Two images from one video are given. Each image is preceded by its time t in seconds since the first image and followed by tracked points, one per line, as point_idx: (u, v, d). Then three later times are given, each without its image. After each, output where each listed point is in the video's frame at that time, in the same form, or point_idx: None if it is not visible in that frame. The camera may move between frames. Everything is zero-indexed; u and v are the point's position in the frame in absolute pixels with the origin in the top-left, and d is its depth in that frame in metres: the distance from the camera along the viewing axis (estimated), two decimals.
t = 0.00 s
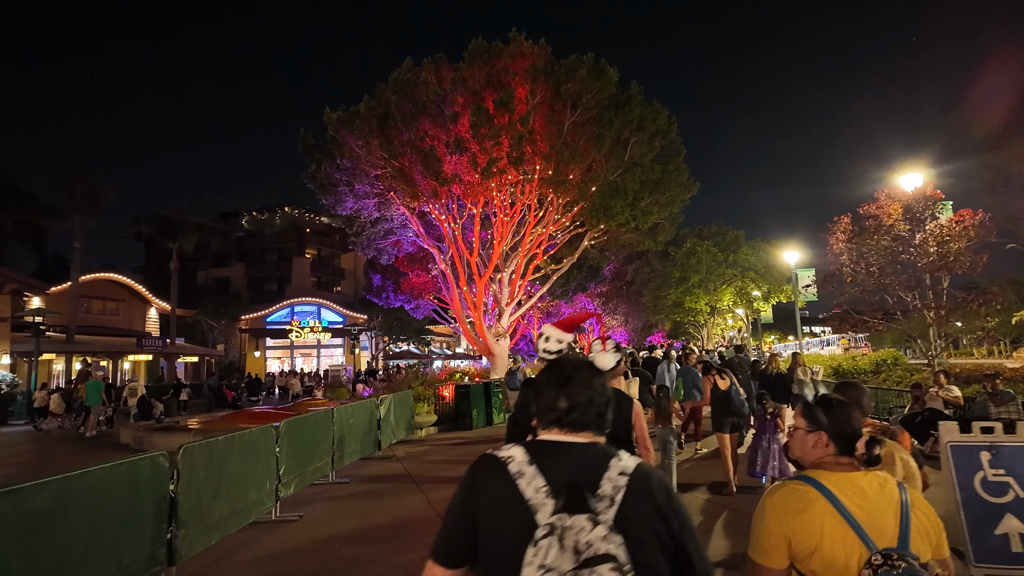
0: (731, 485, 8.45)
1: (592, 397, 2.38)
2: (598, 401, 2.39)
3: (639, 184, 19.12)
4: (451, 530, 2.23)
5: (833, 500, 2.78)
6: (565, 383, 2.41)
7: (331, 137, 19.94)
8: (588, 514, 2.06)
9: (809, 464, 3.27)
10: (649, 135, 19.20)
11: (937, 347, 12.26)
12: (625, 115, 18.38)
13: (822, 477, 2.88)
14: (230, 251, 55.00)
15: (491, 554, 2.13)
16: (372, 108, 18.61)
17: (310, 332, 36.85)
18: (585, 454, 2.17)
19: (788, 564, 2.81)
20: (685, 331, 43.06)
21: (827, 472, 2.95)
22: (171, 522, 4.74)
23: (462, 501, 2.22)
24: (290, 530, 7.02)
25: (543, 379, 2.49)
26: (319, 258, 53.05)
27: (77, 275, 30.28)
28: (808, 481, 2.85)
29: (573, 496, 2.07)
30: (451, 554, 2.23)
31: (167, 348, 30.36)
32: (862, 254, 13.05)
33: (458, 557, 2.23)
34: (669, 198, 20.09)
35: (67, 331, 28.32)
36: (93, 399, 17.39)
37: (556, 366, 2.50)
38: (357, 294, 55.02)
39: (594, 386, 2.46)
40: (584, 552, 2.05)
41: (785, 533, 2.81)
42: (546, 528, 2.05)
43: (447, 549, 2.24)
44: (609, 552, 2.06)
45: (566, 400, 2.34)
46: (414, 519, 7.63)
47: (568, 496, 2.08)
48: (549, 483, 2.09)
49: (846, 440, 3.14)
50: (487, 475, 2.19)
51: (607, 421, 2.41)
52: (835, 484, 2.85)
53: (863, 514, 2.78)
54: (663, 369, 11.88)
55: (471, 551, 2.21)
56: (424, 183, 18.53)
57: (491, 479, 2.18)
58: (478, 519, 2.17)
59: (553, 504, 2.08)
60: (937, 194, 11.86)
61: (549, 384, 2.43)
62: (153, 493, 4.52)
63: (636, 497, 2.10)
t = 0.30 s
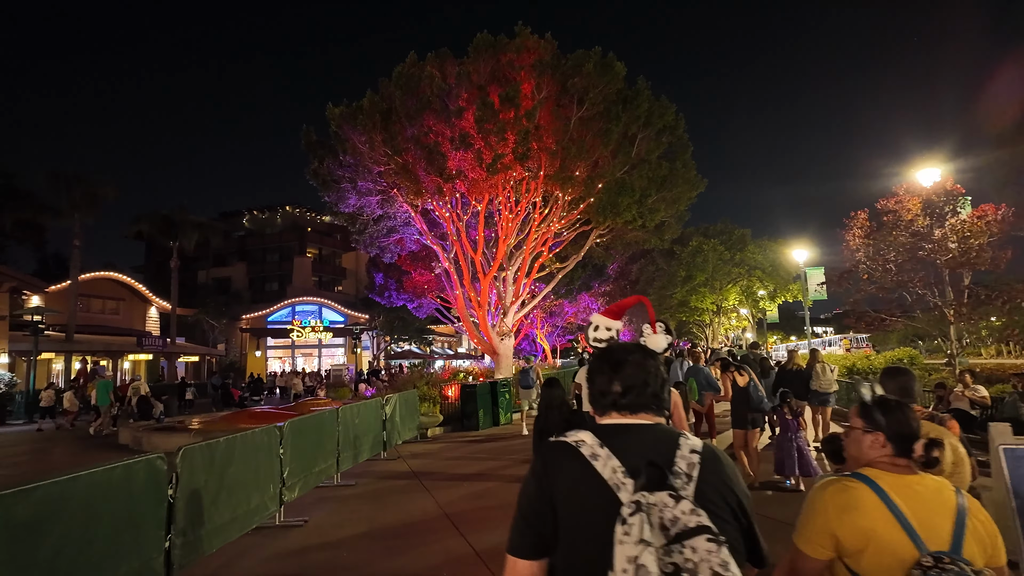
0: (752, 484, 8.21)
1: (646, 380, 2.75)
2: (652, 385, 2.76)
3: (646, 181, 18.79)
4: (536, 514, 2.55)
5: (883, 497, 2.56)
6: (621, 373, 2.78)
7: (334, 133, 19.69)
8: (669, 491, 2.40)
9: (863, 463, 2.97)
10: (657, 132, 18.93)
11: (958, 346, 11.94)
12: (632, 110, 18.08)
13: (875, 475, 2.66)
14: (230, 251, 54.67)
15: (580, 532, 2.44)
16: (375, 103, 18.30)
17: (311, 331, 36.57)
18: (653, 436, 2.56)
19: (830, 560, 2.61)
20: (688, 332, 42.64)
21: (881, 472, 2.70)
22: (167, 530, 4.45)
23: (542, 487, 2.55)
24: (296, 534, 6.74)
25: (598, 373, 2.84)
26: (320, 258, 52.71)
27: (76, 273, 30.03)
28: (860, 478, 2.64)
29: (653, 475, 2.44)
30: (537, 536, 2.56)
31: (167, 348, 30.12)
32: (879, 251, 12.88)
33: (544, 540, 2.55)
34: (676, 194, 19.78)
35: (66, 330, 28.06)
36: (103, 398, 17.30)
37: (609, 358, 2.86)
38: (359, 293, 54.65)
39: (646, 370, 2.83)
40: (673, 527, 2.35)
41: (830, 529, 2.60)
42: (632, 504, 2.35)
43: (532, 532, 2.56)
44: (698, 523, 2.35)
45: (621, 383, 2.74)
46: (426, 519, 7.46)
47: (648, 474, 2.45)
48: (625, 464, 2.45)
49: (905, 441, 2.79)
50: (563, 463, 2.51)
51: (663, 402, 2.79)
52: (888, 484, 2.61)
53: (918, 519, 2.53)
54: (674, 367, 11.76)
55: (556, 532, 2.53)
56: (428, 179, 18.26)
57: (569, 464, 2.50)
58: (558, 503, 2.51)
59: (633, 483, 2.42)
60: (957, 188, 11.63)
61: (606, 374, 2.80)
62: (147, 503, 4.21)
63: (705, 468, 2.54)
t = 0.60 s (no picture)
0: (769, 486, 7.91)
1: (669, 384, 2.52)
2: (676, 387, 2.54)
3: (653, 178, 18.56)
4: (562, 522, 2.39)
5: (937, 482, 2.48)
6: (641, 374, 2.55)
7: (336, 129, 19.42)
8: (694, 497, 2.16)
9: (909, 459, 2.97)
10: (664, 128, 18.66)
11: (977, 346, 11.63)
12: (639, 106, 17.82)
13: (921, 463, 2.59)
14: (231, 251, 54.48)
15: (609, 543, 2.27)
16: (378, 99, 18.09)
17: (313, 331, 36.31)
18: (676, 441, 2.36)
19: (902, 550, 2.47)
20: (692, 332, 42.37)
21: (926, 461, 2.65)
22: (164, 541, 4.16)
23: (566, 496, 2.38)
24: (298, 543, 6.44)
25: (617, 375, 2.62)
26: (321, 258, 52.51)
27: (75, 272, 29.74)
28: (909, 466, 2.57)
29: (676, 482, 2.19)
30: (562, 544, 2.40)
31: (167, 348, 29.88)
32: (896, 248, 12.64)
33: (569, 548, 2.40)
34: (683, 192, 19.53)
35: (66, 330, 27.78)
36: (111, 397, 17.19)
37: (628, 361, 2.64)
38: (361, 293, 54.42)
39: (668, 373, 2.60)
40: (697, 534, 2.11)
41: (896, 511, 2.48)
42: (655, 513, 2.15)
43: (557, 540, 2.40)
44: (721, 530, 2.10)
45: (645, 388, 2.50)
46: (432, 524, 7.20)
47: (671, 482, 2.20)
48: (649, 472, 2.26)
49: (950, 430, 2.88)
50: (586, 472, 2.34)
51: (685, 406, 2.55)
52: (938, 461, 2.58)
53: (973, 503, 2.45)
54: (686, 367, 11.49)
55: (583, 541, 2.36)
56: (431, 177, 18.01)
57: (592, 473, 2.32)
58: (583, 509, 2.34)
59: (656, 491, 2.23)
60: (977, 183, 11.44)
61: (625, 376, 2.58)
62: (140, 514, 3.91)
63: (731, 472, 2.34)
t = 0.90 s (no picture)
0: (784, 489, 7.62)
1: (729, 377, 2.26)
2: (737, 379, 2.28)
3: (660, 175, 18.32)
4: (606, 501, 2.13)
5: (964, 485, 2.59)
6: (698, 364, 2.30)
7: (338, 125, 19.15)
8: (742, 483, 2.02)
9: (931, 459, 2.96)
10: (670, 124, 18.40)
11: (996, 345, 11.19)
12: (646, 101, 17.55)
13: (948, 467, 2.71)
14: (231, 250, 54.18)
15: (657, 526, 2.03)
16: (380, 95, 17.87)
17: (313, 331, 36.01)
18: (728, 430, 2.11)
19: (934, 553, 2.54)
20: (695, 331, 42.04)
21: (953, 465, 2.76)
22: (158, 552, 3.88)
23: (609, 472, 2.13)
24: (300, 552, 6.15)
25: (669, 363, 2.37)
26: (322, 257, 52.26)
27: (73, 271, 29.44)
28: (935, 469, 2.68)
29: (725, 468, 2.03)
30: (606, 524, 2.14)
31: (167, 347, 29.60)
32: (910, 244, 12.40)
33: (618, 528, 2.12)
34: (689, 189, 19.30)
35: (63, 330, 27.47)
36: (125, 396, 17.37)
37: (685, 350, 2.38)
38: (362, 293, 54.16)
39: (728, 365, 2.33)
40: (742, 518, 2.00)
41: (924, 510, 2.57)
42: (702, 496, 1.99)
43: (602, 518, 2.14)
44: (767, 514, 2.01)
45: (702, 379, 2.24)
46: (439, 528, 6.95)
47: (719, 467, 2.03)
48: (697, 457, 2.04)
49: (972, 433, 2.81)
50: (632, 455, 2.10)
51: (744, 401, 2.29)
52: (961, 466, 2.70)
53: (1001, 506, 2.59)
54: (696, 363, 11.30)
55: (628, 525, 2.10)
56: (434, 173, 17.78)
57: (638, 455, 2.09)
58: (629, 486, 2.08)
59: (704, 475, 2.02)
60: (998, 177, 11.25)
61: (681, 362, 2.32)
62: (131, 525, 3.62)
63: (784, 464, 2.07)
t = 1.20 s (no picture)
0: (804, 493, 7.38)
1: (826, 379, 2.39)
2: (834, 383, 2.41)
3: (666, 173, 18.04)
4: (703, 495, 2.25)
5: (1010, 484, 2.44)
6: (793, 365, 2.44)
7: (340, 122, 18.88)
8: (841, 482, 2.18)
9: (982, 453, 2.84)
10: (677, 121, 18.10)
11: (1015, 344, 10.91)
12: (653, 98, 17.28)
13: (998, 463, 2.54)
14: (231, 250, 53.81)
15: (757, 517, 2.16)
16: (382, 91, 17.58)
17: (314, 331, 35.72)
18: (824, 431, 2.26)
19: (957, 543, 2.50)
20: (698, 332, 41.66)
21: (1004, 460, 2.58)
22: (151, 569, 3.58)
23: (708, 465, 2.26)
24: (305, 561, 5.90)
25: (763, 366, 2.53)
26: (322, 257, 51.93)
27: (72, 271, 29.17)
28: (981, 465, 2.54)
29: (826, 467, 2.18)
30: (703, 514, 2.25)
31: (167, 347, 29.34)
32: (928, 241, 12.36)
33: (712, 516, 2.24)
34: (695, 187, 19.06)
35: (61, 330, 27.19)
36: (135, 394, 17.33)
37: (779, 350, 2.53)
38: (362, 293, 53.80)
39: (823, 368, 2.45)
40: (845, 515, 2.17)
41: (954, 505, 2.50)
42: (804, 493, 2.15)
43: (697, 508, 2.26)
44: (869, 513, 2.18)
45: (800, 379, 2.39)
46: (450, 536, 6.71)
47: (820, 466, 2.18)
48: (797, 454, 2.18)
49: None
50: (731, 451, 2.24)
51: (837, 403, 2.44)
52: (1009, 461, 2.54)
53: None
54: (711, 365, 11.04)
55: (726, 517, 2.22)
56: (437, 171, 17.45)
57: (738, 449, 2.22)
58: (728, 476, 2.22)
59: (804, 472, 2.17)
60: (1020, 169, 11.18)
61: (776, 364, 2.47)
62: (120, 542, 3.33)
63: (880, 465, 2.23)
